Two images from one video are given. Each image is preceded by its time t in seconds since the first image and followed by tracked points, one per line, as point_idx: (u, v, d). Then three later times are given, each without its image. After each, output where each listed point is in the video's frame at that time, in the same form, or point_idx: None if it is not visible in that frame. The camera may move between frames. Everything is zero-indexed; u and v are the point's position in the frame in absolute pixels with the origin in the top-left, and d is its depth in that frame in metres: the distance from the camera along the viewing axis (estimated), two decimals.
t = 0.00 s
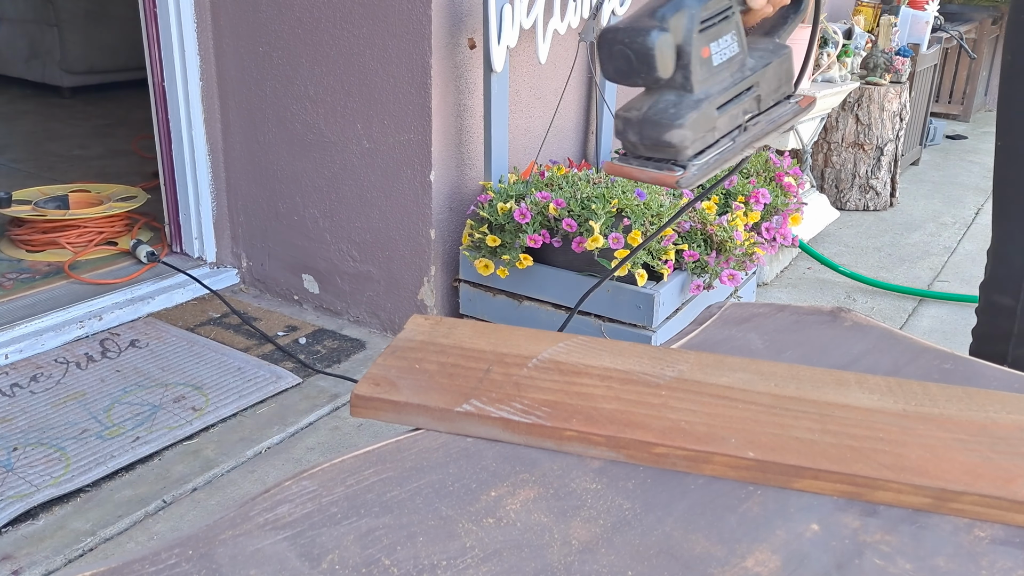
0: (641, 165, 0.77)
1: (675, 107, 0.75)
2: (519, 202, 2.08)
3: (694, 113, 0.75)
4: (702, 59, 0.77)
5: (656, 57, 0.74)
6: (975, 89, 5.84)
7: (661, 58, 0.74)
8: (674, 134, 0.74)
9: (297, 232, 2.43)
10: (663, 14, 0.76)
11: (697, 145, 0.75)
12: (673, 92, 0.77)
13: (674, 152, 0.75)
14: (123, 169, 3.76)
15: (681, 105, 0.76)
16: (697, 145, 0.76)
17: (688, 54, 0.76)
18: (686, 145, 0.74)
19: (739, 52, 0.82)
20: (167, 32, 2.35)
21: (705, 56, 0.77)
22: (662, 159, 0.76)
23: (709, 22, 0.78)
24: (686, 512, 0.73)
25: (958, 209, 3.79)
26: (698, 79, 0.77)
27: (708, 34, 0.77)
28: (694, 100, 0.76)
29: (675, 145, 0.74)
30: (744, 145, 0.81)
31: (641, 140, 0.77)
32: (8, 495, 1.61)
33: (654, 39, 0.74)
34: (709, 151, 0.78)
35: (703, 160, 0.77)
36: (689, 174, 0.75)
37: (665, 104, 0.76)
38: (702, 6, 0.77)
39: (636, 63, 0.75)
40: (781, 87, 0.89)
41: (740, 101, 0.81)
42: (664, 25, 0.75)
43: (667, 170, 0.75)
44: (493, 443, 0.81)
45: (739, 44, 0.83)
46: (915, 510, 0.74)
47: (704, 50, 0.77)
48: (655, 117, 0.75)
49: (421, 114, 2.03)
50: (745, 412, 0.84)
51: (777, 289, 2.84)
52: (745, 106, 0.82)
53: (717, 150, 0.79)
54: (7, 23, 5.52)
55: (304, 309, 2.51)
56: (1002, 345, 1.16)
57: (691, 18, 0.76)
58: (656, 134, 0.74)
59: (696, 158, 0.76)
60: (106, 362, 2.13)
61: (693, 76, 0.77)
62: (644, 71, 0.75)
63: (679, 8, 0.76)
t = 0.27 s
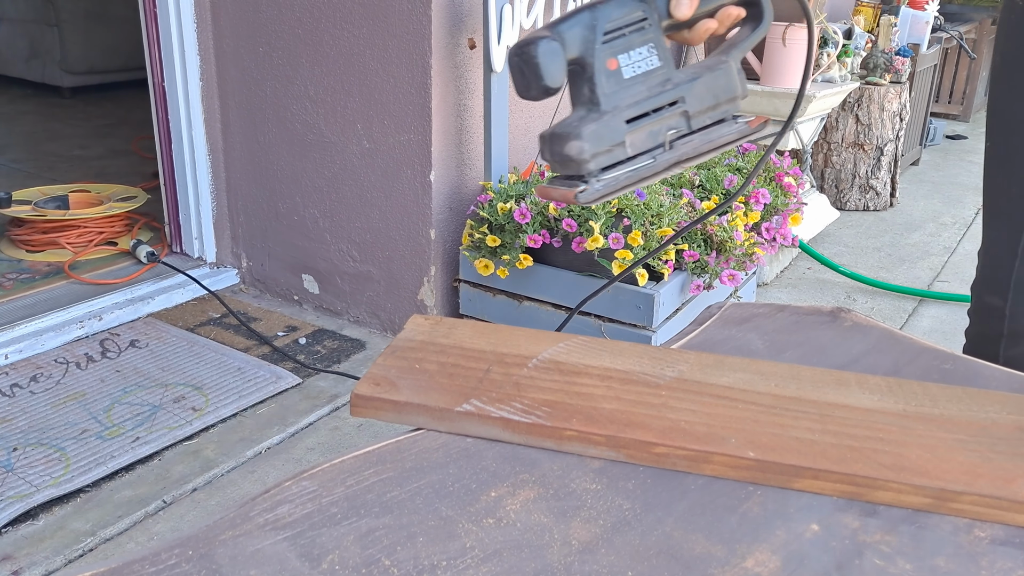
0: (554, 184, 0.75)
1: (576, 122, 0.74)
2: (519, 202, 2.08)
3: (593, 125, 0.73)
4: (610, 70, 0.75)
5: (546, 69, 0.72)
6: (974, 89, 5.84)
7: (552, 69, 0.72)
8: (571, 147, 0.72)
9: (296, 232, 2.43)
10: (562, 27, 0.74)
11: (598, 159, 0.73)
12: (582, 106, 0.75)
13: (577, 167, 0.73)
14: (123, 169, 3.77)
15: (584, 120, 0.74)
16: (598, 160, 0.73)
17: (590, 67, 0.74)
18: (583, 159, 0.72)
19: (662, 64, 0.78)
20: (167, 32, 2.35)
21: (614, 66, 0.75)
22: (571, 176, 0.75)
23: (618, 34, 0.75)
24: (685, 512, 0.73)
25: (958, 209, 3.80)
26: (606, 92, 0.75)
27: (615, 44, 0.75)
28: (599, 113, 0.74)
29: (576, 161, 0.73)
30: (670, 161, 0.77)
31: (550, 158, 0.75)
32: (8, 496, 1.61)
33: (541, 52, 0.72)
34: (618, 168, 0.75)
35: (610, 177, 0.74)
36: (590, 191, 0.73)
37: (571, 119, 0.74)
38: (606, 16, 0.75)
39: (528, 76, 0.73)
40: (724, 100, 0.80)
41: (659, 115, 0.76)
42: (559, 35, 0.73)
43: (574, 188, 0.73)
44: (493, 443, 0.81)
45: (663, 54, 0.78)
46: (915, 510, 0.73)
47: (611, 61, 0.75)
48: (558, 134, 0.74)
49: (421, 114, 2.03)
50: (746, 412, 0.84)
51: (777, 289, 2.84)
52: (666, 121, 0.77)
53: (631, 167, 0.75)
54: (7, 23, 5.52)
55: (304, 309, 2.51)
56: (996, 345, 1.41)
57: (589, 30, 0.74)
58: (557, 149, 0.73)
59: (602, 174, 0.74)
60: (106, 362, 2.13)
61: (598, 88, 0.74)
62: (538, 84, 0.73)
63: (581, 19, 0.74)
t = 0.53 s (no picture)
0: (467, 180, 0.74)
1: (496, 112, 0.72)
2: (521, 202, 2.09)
3: (516, 117, 0.72)
4: (535, 59, 0.74)
5: (468, 49, 0.68)
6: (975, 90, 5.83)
7: (472, 48, 0.69)
8: (490, 140, 0.71)
9: (296, 233, 2.42)
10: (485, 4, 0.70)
11: (517, 154, 0.72)
12: (501, 97, 0.74)
13: (495, 163, 0.72)
14: (123, 170, 3.76)
15: (504, 110, 0.72)
16: (519, 156, 0.72)
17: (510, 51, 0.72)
18: (504, 153, 0.71)
19: (586, 58, 0.79)
20: (166, 32, 2.35)
21: (539, 55, 0.74)
22: (486, 172, 0.73)
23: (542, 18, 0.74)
24: (685, 517, 0.72)
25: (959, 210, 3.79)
26: (526, 82, 0.73)
27: (542, 32, 0.74)
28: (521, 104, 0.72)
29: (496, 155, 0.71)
30: (587, 162, 0.78)
31: (464, 150, 0.73)
32: (5, 497, 1.60)
33: (461, 28, 0.68)
34: (539, 166, 0.75)
35: (530, 175, 0.73)
36: (509, 190, 0.71)
37: (489, 109, 0.73)
38: None
39: (444, 52, 0.69)
40: (647, 105, 0.83)
41: (582, 113, 0.78)
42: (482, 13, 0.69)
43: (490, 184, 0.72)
44: (493, 447, 0.81)
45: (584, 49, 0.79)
46: (917, 514, 0.73)
47: (536, 50, 0.73)
48: (477, 125, 0.72)
49: (420, 114, 2.03)
50: (747, 416, 0.84)
51: (777, 290, 2.84)
52: (590, 120, 0.78)
53: (552, 166, 0.76)
54: (7, 23, 5.52)
55: (304, 309, 2.50)
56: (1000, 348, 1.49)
57: (514, 12, 0.72)
58: (477, 142, 0.71)
59: (520, 171, 0.73)
60: (105, 363, 2.13)
61: (522, 77, 0.73)
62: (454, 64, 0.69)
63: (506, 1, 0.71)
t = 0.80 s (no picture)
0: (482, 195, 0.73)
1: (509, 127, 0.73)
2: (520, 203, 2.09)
3: (527, 131, 0.72)
4: (547, 78, 0.75)
5: (481, 66, 0.69)
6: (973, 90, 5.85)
7: (486, 66, 0.70)
8: (501, 152, 0.71)
9: (297, 233, 2.43)
10: (502, 29, 0.73)
11: (528, 167, 0.72)
12: (515, 116, 0.75)
13: (507, 175, 0.72)
14: (124, 170, 3.77)
15: (518, 127, 0.73)
16: (529, 170, 0.72)
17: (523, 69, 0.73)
18: (514, 166, 0.71)
19: (600, 81, 0.79)
20: (167, 33, 2.36)
21: (552, 75, 0.75)
22: (500, 186, 0.73)
23: (555, 42, 0.76)
24: (685, 514, 0.73)
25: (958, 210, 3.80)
26: (539, 100, 0.74)
27: (554, 54, 0.75)
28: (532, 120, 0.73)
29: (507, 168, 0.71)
30: (603, 177, 0.76)
31: (482, 167, 0.74)
32: (8, 496, 1.61)
33: (477, 48, 0.69)
34: (550, 180, 0.74)
35: (541, 188, 0.72)
36: (520, 202, 0.70)
37: (504, 127, 0.74)
38: (548, 23, 0.76)
39: (462, 70, 0.70)
40: (659, 126, 0.81)
41: (594, 132, 0.77)
42: (498, 37, 0.72)
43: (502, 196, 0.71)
44: (494, 445, 0.82)
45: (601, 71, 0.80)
46: (914, 511, 0.73)
47: (549, 69, 0.75)
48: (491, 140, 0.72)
49: (421, 115, 2.03)
50: (745, 414, 0.85)
51: (777, 290, 2.85)
52: (601, 139, 0.77)
53: (564, 180, 0.74)
54: (8, 24, 5.53)
55: (305, 309, 2.51)
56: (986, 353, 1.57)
57: (529, 35, 0.74)
58: (490, 155, 0.72)
59: (532, 184, 0.72)
60: (107, 362, 2.14)
61: (534, 94, 0.74)
62: (469, 83, 0.70)
63: (520, 26, 0.74)
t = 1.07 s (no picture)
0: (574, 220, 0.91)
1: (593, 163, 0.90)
2: (519, 203, 2.08)
3: (608, 166, 0.89)
4: (622, 116, 0.92)
5: (564, 117, 0.87)
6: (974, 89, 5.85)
7: (567, 115, 0.88)
8: (587, 186, 0.88)
9: (296, 232, 2.43)
10: (577, 78, 0.90)
11: (611, 197, 0.89)
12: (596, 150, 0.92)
13: (595, 206, 0.89)
14: (123, 170, 3.77)
15: (601, 161, 0.90)
16: (614, 199, 0.89)
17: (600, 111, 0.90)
18: (600, 199, 0.88)
19: (669, 109, 0.95)
20: (166, 33, 2.35)
21: (625, 113, 0.92)
22: (589, 213, 0.90)
23: (627, 81, 0.92)
24: (685, 515, 0.73)
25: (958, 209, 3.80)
26: (618, 135, 0.91)
27: (626, 94, 0.92)
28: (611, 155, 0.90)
29: (593, 199, 0.88)
30: (675, 196, 0.94)
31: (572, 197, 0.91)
32: (7, 497, 1.61)
33: (559, 102, 0.87)
34: (632, 204, 0.91)
35: (625, 213, 0.90)
36: (609, 227, 0.88)
37: (587, 161, 0.91)
38: (617, 67, 0.91)
39: (551, 122, 0.88)
40: (726, 141, 0.98)
41: (668, 156, 0.94)
42: (575, 87, 0.89)
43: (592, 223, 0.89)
44: (493, 445, 0.81)
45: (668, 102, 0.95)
46: (915, 512, 0.73)
47: (622, 108, 0.92)
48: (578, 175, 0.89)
49: (421, 115, 2.03)
50: (745, 415, 0.84)
51: (777, 290, 2.85)
52: (675, 161, 0.94)
53: (643, 203, 0.92)
54: (6, 24, 5.52)
55: (304, 309, 2.51)
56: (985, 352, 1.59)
57: (603, 79, 0.91)
58: (579, 190, 0.89)
59: (615, 210, 0.90)
60: (106, 363, 2.13)
61: (611, 132, 0.91)
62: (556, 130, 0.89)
63: (594, 72, 0.90)
